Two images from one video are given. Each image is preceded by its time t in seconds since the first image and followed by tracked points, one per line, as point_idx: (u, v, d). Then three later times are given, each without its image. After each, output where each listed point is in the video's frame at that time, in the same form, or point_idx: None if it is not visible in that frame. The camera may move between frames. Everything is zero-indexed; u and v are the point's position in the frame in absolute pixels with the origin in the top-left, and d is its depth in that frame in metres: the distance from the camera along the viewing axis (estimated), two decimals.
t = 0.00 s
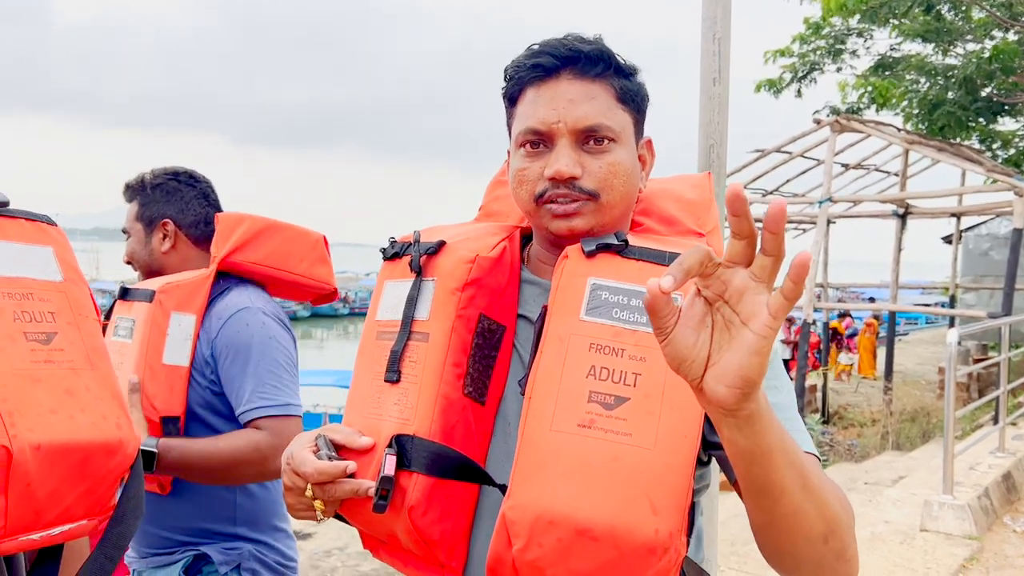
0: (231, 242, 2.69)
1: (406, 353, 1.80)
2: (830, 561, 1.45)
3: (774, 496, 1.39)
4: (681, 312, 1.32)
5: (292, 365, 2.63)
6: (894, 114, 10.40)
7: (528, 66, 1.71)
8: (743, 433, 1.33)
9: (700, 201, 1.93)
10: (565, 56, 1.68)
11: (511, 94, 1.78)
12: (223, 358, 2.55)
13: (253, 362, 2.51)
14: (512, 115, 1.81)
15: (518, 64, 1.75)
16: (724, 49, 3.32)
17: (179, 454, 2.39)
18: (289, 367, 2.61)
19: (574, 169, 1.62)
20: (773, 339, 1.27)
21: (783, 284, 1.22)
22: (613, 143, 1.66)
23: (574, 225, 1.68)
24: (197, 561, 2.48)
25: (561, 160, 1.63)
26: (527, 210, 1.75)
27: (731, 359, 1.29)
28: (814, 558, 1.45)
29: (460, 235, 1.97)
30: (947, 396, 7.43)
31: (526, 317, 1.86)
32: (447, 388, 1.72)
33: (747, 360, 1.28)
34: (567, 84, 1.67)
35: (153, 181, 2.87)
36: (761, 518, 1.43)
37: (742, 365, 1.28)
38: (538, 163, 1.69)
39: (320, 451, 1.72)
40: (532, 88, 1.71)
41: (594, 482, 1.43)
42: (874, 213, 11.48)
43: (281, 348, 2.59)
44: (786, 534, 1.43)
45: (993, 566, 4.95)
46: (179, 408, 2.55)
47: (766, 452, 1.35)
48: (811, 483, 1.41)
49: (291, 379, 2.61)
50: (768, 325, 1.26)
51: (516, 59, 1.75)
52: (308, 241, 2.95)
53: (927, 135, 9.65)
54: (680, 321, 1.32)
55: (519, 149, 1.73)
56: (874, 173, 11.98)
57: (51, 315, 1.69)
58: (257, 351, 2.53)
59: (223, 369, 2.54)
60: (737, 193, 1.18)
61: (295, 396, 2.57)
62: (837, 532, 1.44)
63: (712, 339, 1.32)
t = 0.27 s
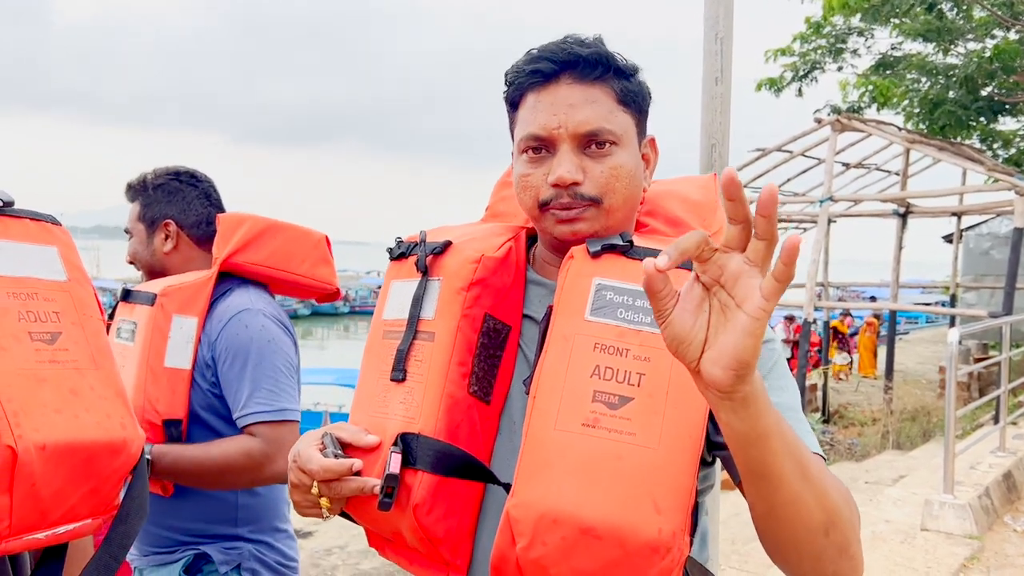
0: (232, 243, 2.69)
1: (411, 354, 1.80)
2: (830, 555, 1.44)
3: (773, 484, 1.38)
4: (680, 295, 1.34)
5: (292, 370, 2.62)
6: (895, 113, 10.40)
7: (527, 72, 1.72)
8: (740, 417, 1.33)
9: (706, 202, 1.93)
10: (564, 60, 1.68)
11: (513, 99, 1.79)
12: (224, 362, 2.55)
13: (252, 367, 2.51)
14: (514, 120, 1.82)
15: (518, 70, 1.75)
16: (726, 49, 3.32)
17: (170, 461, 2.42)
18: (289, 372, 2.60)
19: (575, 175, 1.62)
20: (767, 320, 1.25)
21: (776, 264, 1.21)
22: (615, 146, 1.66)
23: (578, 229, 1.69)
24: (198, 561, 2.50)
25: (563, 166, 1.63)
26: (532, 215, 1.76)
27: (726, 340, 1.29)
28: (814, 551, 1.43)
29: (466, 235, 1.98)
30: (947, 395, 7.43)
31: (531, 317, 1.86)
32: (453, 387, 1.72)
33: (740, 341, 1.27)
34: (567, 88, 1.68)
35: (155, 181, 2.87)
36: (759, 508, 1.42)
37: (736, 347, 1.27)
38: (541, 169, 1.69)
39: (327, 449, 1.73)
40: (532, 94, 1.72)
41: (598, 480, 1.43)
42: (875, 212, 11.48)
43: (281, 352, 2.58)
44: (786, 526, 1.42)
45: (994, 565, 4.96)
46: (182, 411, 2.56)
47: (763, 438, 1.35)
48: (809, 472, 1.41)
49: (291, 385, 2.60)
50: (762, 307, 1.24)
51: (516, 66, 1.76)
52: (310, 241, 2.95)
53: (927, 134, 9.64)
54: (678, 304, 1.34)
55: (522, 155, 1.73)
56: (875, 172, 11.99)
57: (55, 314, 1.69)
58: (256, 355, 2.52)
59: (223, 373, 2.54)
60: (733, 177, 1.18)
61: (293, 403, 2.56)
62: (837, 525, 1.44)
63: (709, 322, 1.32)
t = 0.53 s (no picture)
0: (225, 243, 2.68)
1: (412, 352, 1.80)
2: (833, 547, 1.44)
3: (774, 474, 1.38)
4: (682, 287, 1.33)
5: (284, 372, 2.61)
6: (896, 113, 10.38)
7: (531, 67, 1.71)
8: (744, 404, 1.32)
9: (706, 201, 1.92)
10: (568, 56, 1.68)
11: (516, 96, 1.78)
12: (219, 367, 2.54)
13: (244, 370, 2.51)
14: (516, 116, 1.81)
15: (522, 66, 1.75)
16: (727, 48, 3.31)
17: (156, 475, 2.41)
18: (281, 375, 2.59)
19: (577, 169, 1.62)
20: (770, 307, 1.26)
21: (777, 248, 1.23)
22: (616, 142, 1.66)
23: (579, 224, 1.68)
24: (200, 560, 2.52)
25: (564, 160, 1.63)
26: (532, 211, 1.75)
27: (729, 328, 1.29)
28: (817, 542, 1.43)
29: (468, 234, 1.98)
30: (948, 394, 7.43)
31: (531, 315, 1.86)
32: (453, 385, 1.72)
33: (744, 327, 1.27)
34: (571, 85, 1.67)
35: (147, 184, 2.86)
36: (762, 497, 1.42)
37: (741, 335, 1.28)
38: (542, 163, 1.69)
39: (328, 446, 1.75)
40: (536, 90, 1.71)
41: (597, 476, 1.43)
42: (876, 212, 11.47)
43: (272, 354, 2.57)
44: (787, 517, 1.41)
45: (994, 564, 4.95)
46: (182, 414, 2.57)
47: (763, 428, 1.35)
48: (812, 461, 1.41)
49: (281, 389, 2.58)
50: (764, 293, 1.26)
51: (520, 62, 1.76)
52: (304, 238, 2.95)
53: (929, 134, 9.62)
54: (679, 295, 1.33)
55: (524, 150, 1.73)
56: (876, 171, 11.98)
57: (54, 312, 1.69)
58: (248, 357, 2.53)
59: (216, 375, 2.54)
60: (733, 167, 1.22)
61: (282, 407, 2.54)
62: (839, 516, 1.43)
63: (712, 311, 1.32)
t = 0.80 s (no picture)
0: (217, 240, 2.68)
1: (412, 346, 1.80)
2: (830, 533, 1.43)
3: (760, 461, 1.38)
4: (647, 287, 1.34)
5: (282, 366, 2.61)
6: (898, 112, 10.36)
7: (531, 68, 1.70)
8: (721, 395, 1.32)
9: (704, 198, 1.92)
10: (568, 57, 1.67)
11: (512, 98, 1.77)
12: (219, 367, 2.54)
13: (241, 368, 2.51)
14: (514, 117, 1.80)
15: (519, 66, 1.74)
16: (728, 47, 3.31)
17: (158, 488, 2.42)
18: (279, 369, 2.60)
19: (584, 170, 1.62)
20: (732, 293, 1.25)
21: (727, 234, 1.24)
22: (618, 142, 1.66)
23: (585, 225, 1.69)
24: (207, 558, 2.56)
25: (571, 162, 1.62)
26: (535, 212, 1.74)
27: (696, 320, 1.29)
28: (812, 529, 1.42)
29: (468, 229, 1.98)
30: (950, 393, 7.41)
31: (530, 312, 1.85)
32: (453, 379, 1.71)
33: (709, 314, 1.27)
34: (572, 85, 1.67)
35: (136, 184, 2.86)
36: (752, 487, 1.42)
37: (707, 324, 1.27)
38: (546, 165, 1.68)
39: (330, 438, 1.74)
40: (536, 91, 1.70)
41: (596, 471, 1.43)
42: (878, 211, 11.46)
43: (269, 350, 2.57)
44: (779, 505, 1.41)
45: (995, 563, 4.94)
46: (183, 412, 2.57)
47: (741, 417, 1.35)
48: (799, 448, 1.40)
49: (282, 382, 2.59)
50: (724, 281, 1.26)
51: (517, 63, 1.74)
52: (294, 231, 2.94)
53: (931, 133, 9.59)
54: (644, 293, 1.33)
55: (525, 151, 1.72)
56: (878, 170, 11.96)
57: (53, 309, 1.69)
58: (245, 354, 2.53)
59: (214, 373, 2.55)
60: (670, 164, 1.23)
61: (282, 401, 2.55)
62: (833, 501, 1.42)
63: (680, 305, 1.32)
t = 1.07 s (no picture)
0: (210, 236, 2.68)
1: (411, 340, 1.80)
2: (833, 542, 1.43)
3: (770, 472, 1.36)
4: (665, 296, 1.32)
5: (284, 356, 2.63)
6: (902, 110, 10.33)
7: (525, 63, 1.70)
8: (736, 406, 1.30)
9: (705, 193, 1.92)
10: (562, 51, 1.66)
11: (508, 94, 1.77)
12: (219, 359, 2.56)
13: (243, 358, 2.53)
14: (509, 114, 1.80)
15: (514, 63, 1.73)
16: (731, 44, 3.30)
17: (173, 489, 2.41)
18: (280, 359, 2.61)
19: (579, 162, 1.61)
20: (751, 311, 1.25)
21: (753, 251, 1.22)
22: (614, 135, 1.65)
23: (583, 217, 1.66)
24: (216, 555, 2.58)
25: (566, 154, 1.62)
26: (531, 207, 1.73)
27: (714, 335, 1.28)
28: (815, 538, 1.42)
29: (468, 224, 1.97)
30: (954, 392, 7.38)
31: (530, 308, 1.85)
32: (449, 373, 1.71)
33: (729, 331, 1.26)
34: (566, 79, 1.66)
35: (123, 183, 2.82)
36: (758, 497, 1.40)
37: (725, 339, 1.26)
38: (541, 159, 1.67)
39: (331, 430, 1.73)
40: (531, 86, 1.70)
41: (591, 471, 1.42)
42: (882, 209, 11.43)
43: (269, 339, 2.60)
44: (782, 515, 1.40)
45: (999, 562, 4.93)
46: (186, 408, 2.57)
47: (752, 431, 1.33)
48: (806, 457, 1.40)
49: (284, 369, 2.62)
50: (744, 298, 1.25)
51: (512, 59, 1.74)
52: (287, 223, 2.90)
53: (935, 130, 9.56)
54: (663, 303, 1.31)
55: (521, 148, 1.71)
56: (882, 168, 11.94)
57: (53, 304, 1.68)
58: (244, 345, 2.55)
59: (217, 365, 2.56)
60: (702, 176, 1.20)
61: (288, 389, 2.58)
62: (836, 511, 1.42)
63: (698, 318, 1.30)
